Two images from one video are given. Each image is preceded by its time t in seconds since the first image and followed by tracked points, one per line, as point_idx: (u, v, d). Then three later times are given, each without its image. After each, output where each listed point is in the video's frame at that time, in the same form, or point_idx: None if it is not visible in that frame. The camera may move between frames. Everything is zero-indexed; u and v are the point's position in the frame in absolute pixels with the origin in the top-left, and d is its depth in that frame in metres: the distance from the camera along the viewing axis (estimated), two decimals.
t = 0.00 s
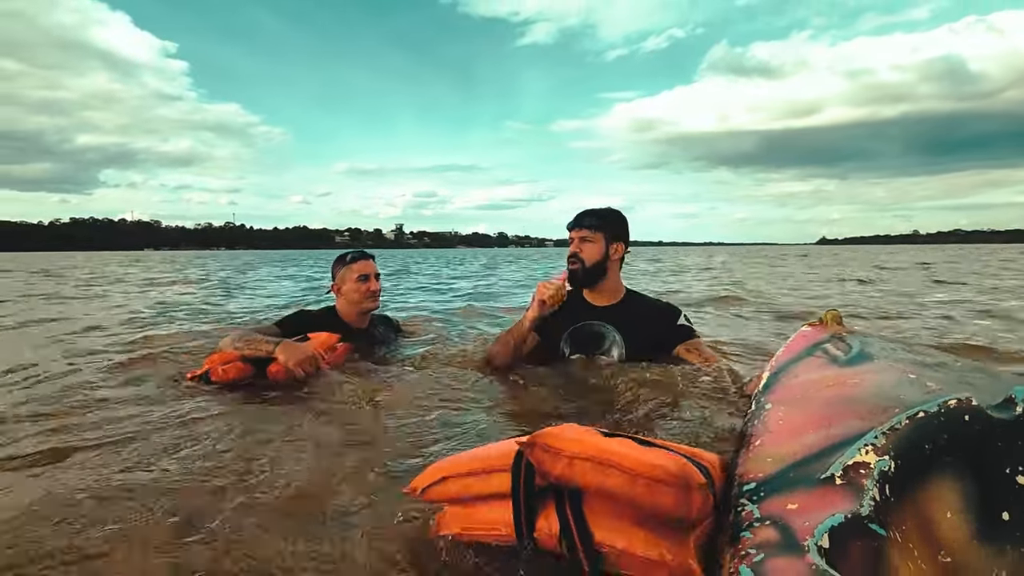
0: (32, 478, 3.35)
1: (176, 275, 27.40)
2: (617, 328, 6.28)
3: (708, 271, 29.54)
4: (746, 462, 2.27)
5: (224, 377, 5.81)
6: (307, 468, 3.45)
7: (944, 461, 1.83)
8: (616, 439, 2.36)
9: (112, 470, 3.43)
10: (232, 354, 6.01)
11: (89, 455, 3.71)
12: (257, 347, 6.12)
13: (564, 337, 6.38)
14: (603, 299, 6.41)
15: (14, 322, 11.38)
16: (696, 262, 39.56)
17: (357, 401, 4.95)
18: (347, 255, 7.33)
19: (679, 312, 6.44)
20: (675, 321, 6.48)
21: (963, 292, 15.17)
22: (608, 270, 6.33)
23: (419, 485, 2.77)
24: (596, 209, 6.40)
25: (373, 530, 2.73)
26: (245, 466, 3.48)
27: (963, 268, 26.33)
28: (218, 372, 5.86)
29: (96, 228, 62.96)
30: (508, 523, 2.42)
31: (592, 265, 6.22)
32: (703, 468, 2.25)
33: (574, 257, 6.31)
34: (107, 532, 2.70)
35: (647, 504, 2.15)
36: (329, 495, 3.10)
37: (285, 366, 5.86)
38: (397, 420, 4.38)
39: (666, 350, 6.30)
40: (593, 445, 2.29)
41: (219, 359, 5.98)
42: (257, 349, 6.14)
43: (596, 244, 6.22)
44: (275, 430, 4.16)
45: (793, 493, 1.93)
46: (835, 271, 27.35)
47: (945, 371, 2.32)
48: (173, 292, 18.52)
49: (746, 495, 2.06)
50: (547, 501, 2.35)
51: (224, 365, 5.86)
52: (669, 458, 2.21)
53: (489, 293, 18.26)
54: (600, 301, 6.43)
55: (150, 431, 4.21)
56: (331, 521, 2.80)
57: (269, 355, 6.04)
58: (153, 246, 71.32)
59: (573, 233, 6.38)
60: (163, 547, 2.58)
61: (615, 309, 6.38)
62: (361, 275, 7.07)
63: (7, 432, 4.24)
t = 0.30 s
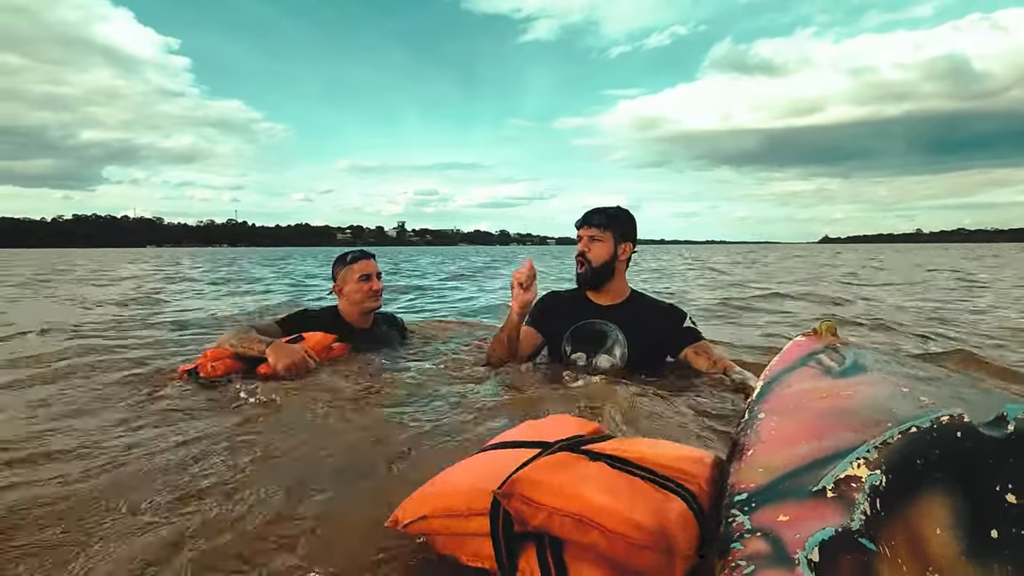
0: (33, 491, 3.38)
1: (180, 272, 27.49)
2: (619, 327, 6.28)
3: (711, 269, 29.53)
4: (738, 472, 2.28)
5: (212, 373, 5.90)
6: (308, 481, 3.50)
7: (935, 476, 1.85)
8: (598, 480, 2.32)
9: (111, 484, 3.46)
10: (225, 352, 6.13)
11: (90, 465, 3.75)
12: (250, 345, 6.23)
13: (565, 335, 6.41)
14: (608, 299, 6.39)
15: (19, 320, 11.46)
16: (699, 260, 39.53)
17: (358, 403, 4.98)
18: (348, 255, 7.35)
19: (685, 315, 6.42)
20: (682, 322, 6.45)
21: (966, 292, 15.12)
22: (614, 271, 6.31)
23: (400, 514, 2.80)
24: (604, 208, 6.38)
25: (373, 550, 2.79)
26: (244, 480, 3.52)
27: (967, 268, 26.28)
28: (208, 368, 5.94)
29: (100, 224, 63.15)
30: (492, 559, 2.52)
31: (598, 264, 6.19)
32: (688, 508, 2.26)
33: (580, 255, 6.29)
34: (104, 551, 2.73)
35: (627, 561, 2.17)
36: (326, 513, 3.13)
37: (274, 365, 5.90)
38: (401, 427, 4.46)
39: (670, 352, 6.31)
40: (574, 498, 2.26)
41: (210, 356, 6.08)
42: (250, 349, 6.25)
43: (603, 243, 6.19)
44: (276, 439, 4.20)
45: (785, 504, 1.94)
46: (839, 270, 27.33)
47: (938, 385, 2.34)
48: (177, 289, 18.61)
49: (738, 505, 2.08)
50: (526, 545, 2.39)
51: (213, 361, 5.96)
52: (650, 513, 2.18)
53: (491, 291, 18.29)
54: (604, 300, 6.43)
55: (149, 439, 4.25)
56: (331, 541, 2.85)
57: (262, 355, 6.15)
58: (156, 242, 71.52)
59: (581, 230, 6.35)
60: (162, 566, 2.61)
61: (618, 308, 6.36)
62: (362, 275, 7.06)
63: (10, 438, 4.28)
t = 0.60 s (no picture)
0: (31, 465, 3.38)
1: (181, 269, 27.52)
2: (627, 320, 6.27)
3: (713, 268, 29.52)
4: (727, 464, 2.30)
5: (213, 359, 5.97)
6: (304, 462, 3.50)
7: (919, 465, 1.87)
8: (592, 439, 2.41)
9: (109, 460, 3.47)
10: (228, 337, 6.20)
11: (88, 443, 3.75)
12: (253, 333, 6.26)
13: (573, 329, 6.40)
14: (618, 293, 6.39)
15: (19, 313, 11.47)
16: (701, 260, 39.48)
17: (356, 396, 5.00)
18: (346, 246, 7.38)
19: (688, 307, 6.44)
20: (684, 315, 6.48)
21: (967, 292, 15.12)
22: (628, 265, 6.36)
23: (395, 463, 2.90)
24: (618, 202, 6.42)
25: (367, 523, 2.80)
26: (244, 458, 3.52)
27: (970, 267, 26.22)
28: (212, 356, 6.02)
29: (100, 221, 63.17)
30: (477, 511, 2.62)
31: (620, 256, 6.19)
32: (678, 479, 2.29)
33: (599, 246, 6.21)
34: (102, 521, 2.73)
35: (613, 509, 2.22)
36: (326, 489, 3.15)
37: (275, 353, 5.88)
38: (399, 415, 4.46)
39: (674, 345, 6.33)
40: (566, 448, 2.36)
41: (213, 342, 6.12)
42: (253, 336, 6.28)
43: (624, 235, 6.22)
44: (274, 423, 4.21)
45: (773, 495, 1.96)
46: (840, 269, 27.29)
47: (923, 376, 2.36)
48: (178, 285, 18.62)
49: (726, 497, 2.10)
50: (515, 498, 2.55)
51: (215, 348, 6.00)
52: (640, 466, 2.23)
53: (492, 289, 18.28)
54: (613, 294, 6.40)
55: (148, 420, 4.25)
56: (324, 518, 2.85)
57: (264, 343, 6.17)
58: (156, 239, 71.47)
59: (599, 221, 6.28)
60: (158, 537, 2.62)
61: (624, 302, 6.36)
62: (361, 266, 7.11)
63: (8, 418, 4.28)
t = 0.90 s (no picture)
0: (30, 471, 3.35)
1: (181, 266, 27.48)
2: (636, 319, 6.22)
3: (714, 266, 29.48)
4: (730, 454, 2.28)
5: (223, 365, 5.82)
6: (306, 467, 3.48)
7: (922, 450, 1.85)
8: (582, 448, 2.41)
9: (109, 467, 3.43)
10: (236, 343, 6.08)
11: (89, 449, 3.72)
12: (261, 337, 6.22)
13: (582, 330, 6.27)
14: (622, 291, 6.34)
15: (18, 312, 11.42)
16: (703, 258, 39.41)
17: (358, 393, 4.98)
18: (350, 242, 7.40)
19: (689, 302, 6.44)
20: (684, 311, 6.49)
21: (968, 289, 15.09)
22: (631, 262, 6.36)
23: (407, 493, 2.93)
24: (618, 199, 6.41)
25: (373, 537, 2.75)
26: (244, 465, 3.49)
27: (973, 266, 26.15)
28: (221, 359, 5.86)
29: (99, 218, 63.05)
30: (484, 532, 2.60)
31: (627, 252, 6.18)
32: (670, 476, 2.26)
33: (606, 242, 6.15)
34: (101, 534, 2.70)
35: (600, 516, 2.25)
36: (321, 501, 3.10)
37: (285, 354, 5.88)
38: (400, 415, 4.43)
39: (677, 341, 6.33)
40: (553, 461, 2.38)
41: (221, 349, 5.99)
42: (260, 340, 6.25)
43: (629, 230, 6.24)
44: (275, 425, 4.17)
45: (776, 485, 1.94)
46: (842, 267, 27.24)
47: (926, 361, 2.34)
48: (178, 282, 18.57)
49: (729, 487, 2.08)
50: (514, 514, 2.50)
51: (224, 354, 5.88)
52: (622, 469, 2.25)
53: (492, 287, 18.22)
54: (617, 292, 6.34)
55: (149, 425, 4.23)
56: (329, 527, 2.82)
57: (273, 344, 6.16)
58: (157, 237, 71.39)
59: (604, 217, 6.19)
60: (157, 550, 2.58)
61: (629, 300, 6.32)
62: (363, 261, 7.11)
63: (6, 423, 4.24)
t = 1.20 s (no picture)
0: (41, 462, 3.36)
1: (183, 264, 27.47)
2: (644, 323, 6.25)
3: (716, 266, 29.49)
4: (737, 461, 2.32)
5: (223, 355, 5.96)
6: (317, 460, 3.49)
7: (931, 463, 1.90)
8: (583, 427, 2.43)
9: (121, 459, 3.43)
10: (240, 335, 6.16)
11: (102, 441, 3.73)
12: (268, 330, 6.22)
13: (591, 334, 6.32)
14: (630, 295, 6.38)
15: (21, 308, 11.41)
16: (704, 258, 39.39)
17: (364, 393, 5.01)
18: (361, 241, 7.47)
19: (696, 303, 6.49)
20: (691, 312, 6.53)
21: (970, 292, 15.14)
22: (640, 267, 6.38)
23: (413, 451, 2.94)
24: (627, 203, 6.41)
25: (385, 524, 2.75)
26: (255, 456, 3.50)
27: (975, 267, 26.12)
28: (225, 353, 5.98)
29: (101, 215, 63.03)
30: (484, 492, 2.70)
31: (635, 258, 6.21)
32: (664, 461, 2.27)
33: (614, 250, 6.18)
34: (114, 521, 2.70)
35: (589, 492, 2.23)
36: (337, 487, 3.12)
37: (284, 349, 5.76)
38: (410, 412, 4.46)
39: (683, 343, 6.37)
40: (552, 436, 2.41)
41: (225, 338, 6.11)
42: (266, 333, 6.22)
43: (638, 237, 6.27)
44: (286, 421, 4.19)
45: (784, 493, 1.98)
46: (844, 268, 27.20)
47: (932, 375, 2.38)
48: (180, 280, 18.56)
49: (737, 494, 2.12)
50: (513, 479, 2.57)
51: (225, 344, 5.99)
52: (615, 449, 2.24)
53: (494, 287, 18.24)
54: (624, 296, 6.38)
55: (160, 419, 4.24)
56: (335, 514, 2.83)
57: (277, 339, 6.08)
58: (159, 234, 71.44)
59: (612, 223, 6.23)
60: (172, 537, 2.59)
61: (637, 304, 6.37)
62: (367, 260, 7.14)
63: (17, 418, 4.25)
